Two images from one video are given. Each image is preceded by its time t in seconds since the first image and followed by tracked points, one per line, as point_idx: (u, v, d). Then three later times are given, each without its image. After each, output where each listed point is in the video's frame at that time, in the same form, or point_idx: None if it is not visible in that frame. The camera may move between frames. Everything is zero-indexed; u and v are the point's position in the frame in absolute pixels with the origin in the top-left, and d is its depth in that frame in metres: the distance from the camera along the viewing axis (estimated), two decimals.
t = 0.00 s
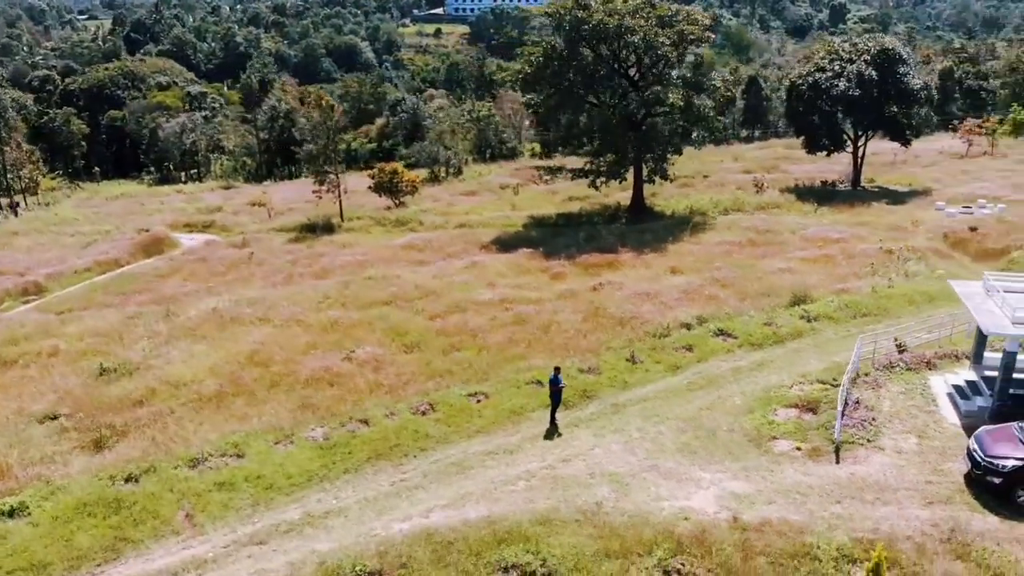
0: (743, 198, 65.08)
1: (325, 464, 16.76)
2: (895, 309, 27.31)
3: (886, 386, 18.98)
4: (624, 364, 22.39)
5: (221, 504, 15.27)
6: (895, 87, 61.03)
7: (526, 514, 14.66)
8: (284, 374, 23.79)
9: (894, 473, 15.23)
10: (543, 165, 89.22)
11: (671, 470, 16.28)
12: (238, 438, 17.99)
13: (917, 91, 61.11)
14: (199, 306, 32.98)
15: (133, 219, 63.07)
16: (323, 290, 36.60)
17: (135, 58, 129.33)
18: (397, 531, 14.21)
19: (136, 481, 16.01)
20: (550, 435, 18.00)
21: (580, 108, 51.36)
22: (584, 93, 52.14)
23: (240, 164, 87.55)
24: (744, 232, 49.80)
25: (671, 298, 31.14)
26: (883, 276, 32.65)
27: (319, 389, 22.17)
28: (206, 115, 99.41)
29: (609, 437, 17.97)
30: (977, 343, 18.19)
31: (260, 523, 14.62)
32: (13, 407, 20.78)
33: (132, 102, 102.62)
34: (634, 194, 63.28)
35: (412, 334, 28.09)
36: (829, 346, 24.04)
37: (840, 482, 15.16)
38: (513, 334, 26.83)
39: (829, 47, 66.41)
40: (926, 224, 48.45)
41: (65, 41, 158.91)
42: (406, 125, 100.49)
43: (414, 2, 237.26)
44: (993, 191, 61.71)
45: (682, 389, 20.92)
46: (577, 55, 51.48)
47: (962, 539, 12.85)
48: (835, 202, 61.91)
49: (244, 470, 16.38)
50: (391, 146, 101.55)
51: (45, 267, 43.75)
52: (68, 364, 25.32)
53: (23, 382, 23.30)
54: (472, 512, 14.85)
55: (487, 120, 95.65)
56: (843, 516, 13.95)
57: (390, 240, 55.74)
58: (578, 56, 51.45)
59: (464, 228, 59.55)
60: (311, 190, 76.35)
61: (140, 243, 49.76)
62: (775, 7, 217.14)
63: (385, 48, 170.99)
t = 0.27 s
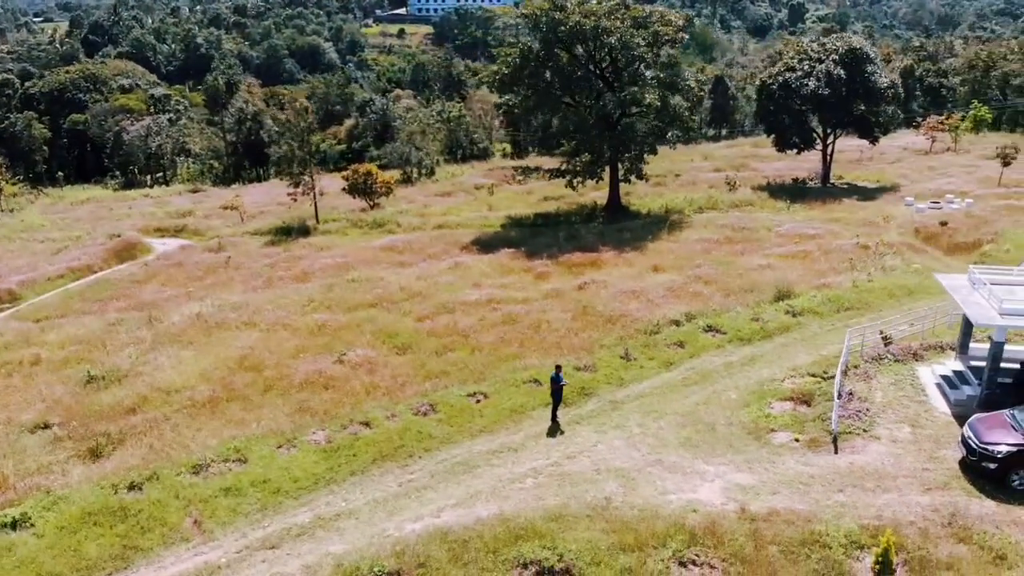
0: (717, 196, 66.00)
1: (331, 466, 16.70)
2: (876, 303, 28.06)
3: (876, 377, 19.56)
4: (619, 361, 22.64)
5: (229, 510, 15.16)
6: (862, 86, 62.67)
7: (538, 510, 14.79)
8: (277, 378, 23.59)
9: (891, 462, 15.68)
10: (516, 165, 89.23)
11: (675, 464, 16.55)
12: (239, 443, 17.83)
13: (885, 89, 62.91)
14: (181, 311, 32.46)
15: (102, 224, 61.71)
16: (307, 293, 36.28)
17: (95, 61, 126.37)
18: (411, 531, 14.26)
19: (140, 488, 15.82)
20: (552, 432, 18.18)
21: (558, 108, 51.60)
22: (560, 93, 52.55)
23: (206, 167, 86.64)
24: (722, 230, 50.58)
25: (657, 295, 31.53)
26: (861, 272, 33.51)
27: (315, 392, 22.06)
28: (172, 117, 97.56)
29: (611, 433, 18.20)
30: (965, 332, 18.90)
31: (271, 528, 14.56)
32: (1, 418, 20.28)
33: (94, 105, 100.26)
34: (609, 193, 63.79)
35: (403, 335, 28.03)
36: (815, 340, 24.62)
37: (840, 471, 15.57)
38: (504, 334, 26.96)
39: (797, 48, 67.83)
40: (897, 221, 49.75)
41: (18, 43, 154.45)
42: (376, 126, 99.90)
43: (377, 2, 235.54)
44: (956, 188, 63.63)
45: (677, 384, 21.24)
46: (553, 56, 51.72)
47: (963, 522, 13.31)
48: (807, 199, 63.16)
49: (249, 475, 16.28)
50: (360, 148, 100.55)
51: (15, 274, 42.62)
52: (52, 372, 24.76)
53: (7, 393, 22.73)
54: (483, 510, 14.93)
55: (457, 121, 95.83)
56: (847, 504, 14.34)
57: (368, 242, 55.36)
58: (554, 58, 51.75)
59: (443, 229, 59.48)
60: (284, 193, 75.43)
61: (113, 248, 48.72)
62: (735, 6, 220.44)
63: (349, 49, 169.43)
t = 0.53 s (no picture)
0: (692, 194, 66.79)
1: (336, 469, 16.66)
2: (857, 298, 28.76)
3: (866, 369, 20.12)
4: (614, 358, 22.88)
5: (237, 515, 15.07)
6: (832, 85, 64.07)
7: (548, 507, 14.94)
8: (270, 382, 23.39)
9: (889, 451, 16.13)
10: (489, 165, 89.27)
11: (678, 458, 16.84)
12: (241, 448, 17.71)
13: (853, 88, 64.30)
14: (163, 316, 31.93)
15: (71, 230, 60.31)
16: (291, 296, 35.94)
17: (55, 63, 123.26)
18: (423, 531, 14.32)
19: (144, 496, 15.64)
20: (555, 429, 18.37)
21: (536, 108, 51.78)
22: (539, 94, 52.70)
23: (174, 170, 85.16)
24: (699, 227, 51.28)
25: (644, 293, 31.91)
26: (840, 267, 34.31)
27: (312, 396, 21.94)
28: (137, 120, 95.63)
29: (612, 429, 18.43)
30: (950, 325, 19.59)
31: (281, 532, 14.52)
32: None
33: (56, 108, 97.86)
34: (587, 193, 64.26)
35: (393, 337, 27.97)
36: (802, 335, 25.17)
37: (839, 461, 15.97)
38: (496, 333, 27.07)
39: (768, 48, 69.04)
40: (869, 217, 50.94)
41: None
42: (346, 128, 99.02)
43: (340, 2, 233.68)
44: (922, 184, 65.37)
45: (672, 380, 21.55)
46: (531, 58, 51.98)
47: (962, 506, 13.77)
48: (779, 197, 64.30)
49: (255, 480, 16.19)
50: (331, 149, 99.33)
51: None
52: (37, 380, 24.20)
53: None
54: (493, 508, 15.04)
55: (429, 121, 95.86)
56: (849, 492, 14.74)
57: (346, 243, 54.96)
58: (532, 59, 51.98)
59: (421, 230, 59.31)
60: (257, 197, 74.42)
61: (85, 254, 47.66)
62: (697, 6, 223.32)
63: (312, 50, 166.95)
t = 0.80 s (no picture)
0: (669, 193, 67.47)
1: (342, 472, 16.63)
2: (839, 294, 29.41)
3: (857, 363, 20.64)
4: (609, 357, 23.12)
5: (246, 521, 14.96)
6: (804, 85, 65.45)
7: (558, 504, 15.08)
8: (264, 387, 23.20)
9: (886, 441, 16.59)
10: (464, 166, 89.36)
11: (682, 453, 17.10)
12: (244, 453, 17.59)
13: (824, 87, 65.69)
14: (146, 322, 31.38)
15: (40, 236, 58.87)
16: (275, 300, 35.58)
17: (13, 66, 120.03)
18: (436, 531, 14.37)
19: (148, 504, 15.45)
20: (557, 428, 18.55)
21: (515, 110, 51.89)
22: (518, 95, 52.85)
23: (142, 174, 83.56)
24: (678, 225, 51.86)
25: (630, 291, 32.24)
26: (820, 264, 35.08)
27: (308, 399, 21.81)
28: (103, 123, 93.67)
29: (613, 427, 18.65)
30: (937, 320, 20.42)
31: (293, 536, 14.47)
32: None
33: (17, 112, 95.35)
34: (565, 193, 64.61)
35: (385, 339, 27.88)
36: (790, 330, 25.68)
37: (839, 452, 16.37)
38: (488, 334, 27.16)
39: (741, 48, 70.11)
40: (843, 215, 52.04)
41: None
42: (317, 130, 96.97)
43: (304, 3, 231.34)
44: (890, 182, 67.01)
45: (668, 377, 21.86)
46: (510, 59, 52.14)
47: (961, 493, 14.23)
48: (754, 195, 65.29)
49: (260, 485, 16.08)
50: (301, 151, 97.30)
51: None
52: (22, 390, 23.66)
53: None
54: (504, 507, 15.13)
55: (401, 123, 95.62)
56: (850, 482, 15.13)
57: (326, 246, 54.53)
58: (511, 60, 52.14)
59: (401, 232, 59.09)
60: (229, 200, 73.35)
61: (58, 260, 46.60)
62: (661, 6, 225.55)
63: (275, 52, 162.81)
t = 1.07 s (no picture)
0: (647, 193, 68.07)
1: (349, 474, 16.62)
2: (823, 290, 30.05)
3: (848, 357, 21.13)
4: (604, 355, 23.36)
5: (256, 526, 14.87)
6: (777, 83, 66.86)
7: (568, 501, 15.24)
8: (260, 392, 23.03)
9: (881, 432, 17.06)
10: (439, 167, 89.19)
11: (685, 448, 17.39)
12: (247, 458, 17.47)
13: (796, 87, 67.17)
14: (130, 328, 30.83)
15: (8, 242, 57.39)
16: (261, 304, 35.21)
17: None
18: (449, 531, 14.45)
19: (155, 512, 15.30)
20: (560, 426, 18.72)
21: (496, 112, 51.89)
22: (498, 97, 52.92)
23: (110, 178, 81.43)
24: (659, 224, 52.40)
25: (618, 290, 32.55)
26: (801, 261, 35.78)
27: (306, 403, 21.71)
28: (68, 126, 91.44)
29: (615, 424, 18.87)
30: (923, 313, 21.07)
31: (305, 539, 14.43)
32: None
33: None
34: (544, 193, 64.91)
35: (377, 342, 27.80)
36: (778, 326, 26.17)
37: (837, 444, 16.79)
38: (481, 335, 27.24)
39: (715, 49, 71.12)
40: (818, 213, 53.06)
41: None
42: (287, 130, 94.07)
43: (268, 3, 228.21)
44: (862, 179, 68.43)
45: (664, 374, 22.16)
46: (489, 60, 52.23)
47: (959, 480, 14.71)
48: (730, 194, 66.21)
49: (268, 489, 16.00)
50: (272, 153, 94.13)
51: None
52: (9, 400, 23.13)
53: None
54: (514, 505, 15.25)
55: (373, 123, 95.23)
56: (851, 472, 15.53)
57: (305, 248, 54.04)
58: (490, 62, 52.24)
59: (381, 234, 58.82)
60: (202, 204, 72.12)
61: (32, 267, 45.52)
62: (627, 7, 227.25)
63: (240, 53, 159.11)
